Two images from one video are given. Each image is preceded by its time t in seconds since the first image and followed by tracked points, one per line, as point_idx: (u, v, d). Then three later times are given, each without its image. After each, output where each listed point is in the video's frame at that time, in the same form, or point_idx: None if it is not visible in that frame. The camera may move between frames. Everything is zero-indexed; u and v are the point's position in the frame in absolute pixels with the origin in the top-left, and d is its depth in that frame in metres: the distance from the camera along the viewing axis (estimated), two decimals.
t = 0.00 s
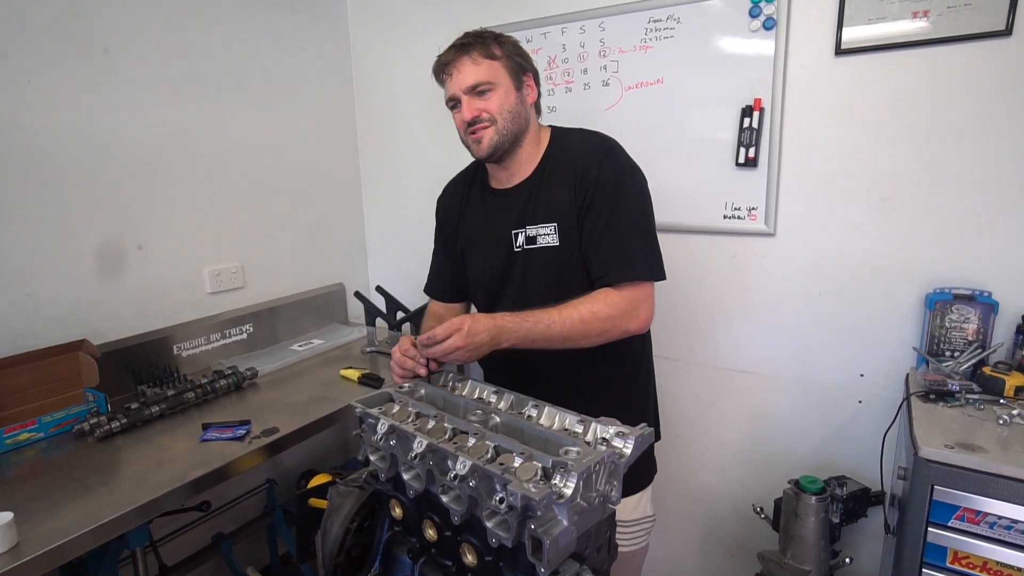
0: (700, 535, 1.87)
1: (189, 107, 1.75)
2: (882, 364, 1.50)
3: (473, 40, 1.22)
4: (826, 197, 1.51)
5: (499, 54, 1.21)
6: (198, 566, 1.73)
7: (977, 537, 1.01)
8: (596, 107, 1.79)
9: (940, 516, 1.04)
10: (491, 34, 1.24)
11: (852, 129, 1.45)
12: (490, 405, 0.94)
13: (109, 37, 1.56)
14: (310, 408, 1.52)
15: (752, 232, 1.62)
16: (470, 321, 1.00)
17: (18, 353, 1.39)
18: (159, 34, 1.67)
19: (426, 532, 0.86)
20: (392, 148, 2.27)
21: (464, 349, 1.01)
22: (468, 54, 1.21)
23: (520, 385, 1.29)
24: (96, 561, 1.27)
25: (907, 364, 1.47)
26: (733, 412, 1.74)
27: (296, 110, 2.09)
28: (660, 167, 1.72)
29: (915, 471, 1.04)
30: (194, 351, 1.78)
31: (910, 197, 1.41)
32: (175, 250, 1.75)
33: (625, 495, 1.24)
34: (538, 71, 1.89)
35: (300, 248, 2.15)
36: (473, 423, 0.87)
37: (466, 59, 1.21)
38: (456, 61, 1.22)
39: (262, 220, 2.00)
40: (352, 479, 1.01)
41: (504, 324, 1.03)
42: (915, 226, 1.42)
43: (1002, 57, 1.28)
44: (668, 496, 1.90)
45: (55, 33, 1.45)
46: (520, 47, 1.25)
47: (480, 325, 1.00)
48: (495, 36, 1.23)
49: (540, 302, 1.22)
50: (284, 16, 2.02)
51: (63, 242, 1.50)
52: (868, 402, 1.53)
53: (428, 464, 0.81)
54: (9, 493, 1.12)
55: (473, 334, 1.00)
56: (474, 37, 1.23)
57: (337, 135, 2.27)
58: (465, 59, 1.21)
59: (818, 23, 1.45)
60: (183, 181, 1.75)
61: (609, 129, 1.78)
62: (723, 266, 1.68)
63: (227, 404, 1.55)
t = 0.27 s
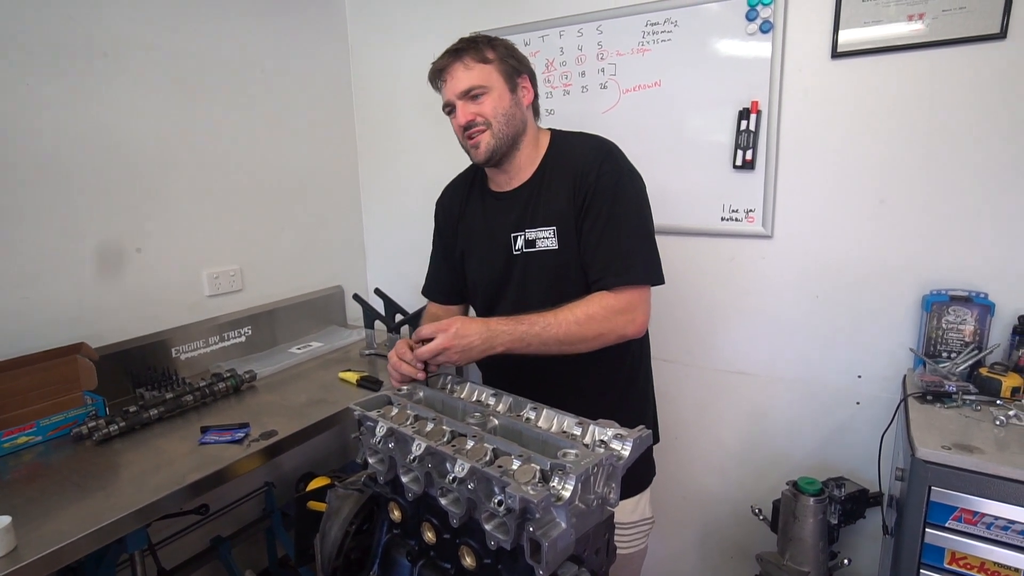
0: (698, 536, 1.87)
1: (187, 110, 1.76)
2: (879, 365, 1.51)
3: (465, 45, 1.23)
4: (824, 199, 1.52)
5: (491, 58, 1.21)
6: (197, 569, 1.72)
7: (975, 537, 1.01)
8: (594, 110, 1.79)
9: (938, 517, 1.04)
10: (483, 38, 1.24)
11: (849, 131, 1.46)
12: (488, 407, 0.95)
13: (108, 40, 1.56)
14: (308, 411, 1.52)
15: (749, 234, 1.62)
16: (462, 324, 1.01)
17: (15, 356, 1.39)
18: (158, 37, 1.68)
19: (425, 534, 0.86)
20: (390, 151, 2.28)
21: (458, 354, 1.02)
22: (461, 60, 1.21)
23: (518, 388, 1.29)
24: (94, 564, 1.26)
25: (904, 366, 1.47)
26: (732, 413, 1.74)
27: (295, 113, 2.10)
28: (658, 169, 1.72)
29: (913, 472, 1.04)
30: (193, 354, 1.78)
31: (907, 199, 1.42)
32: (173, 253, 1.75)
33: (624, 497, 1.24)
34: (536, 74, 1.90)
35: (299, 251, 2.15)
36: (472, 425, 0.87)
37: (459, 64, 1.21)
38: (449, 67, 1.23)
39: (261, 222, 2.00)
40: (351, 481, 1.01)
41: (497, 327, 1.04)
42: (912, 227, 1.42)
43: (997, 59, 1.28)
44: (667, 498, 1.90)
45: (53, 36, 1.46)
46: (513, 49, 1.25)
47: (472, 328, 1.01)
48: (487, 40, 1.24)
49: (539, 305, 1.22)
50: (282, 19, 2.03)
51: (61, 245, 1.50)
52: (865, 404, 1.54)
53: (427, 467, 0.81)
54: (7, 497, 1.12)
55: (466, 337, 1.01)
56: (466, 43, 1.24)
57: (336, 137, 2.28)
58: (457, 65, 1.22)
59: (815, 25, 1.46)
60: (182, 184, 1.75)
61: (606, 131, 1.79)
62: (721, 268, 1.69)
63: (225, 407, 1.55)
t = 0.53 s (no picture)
0: (696, 539, 1.87)
1: (187, 111, 1.76)
2: (877, 369, 1.51)
3: (467, 46, 1.23)
4: (822, 203, 1.52)
5: (493, 60, 1.21)
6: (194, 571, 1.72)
7: (972, 541, 1.01)
8: (594, 112, 1.80)
9: (935, 520, 1.04)
10: (486, 40, 1.25)
11: (848, 135, 1.46)
12: (487, 409, 0.95)
13: (108, 41, 1.56)
14: (306, 412, 1.52)
15: (747, 237, 1.63)
16: (459, 326, 1.03)
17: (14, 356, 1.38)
18: (159, 38, 1.68)
19: (423, 536, 0.86)
20: (390, 152, 2.28)
21: (455, 356, 1.03)
22: (463, 60, 1.22)
23: (517, 390, 1.29)
24: (92, 565, 1.26)
25: (902, 369, 1.48)
26: (730, 416, 1.75)
27: (295, 114, 2.10)
28: (657, 172, 1.73)
29: (911, 476, 1.05)
30: (192, 355, 1.78)
31: (905, 203, 1.42)
32: (172, 253, 1.75)
33: (622, 499, 1.24)
34: (536, 77, 1.90)
35: (298, 252, 2.15)
36: (470, 427, 0.87)
37: (461, 65, 1.22)
38: (452, 67, 1.22)
39: (260, 223, 2.00)
40: (349, 483, 1.01)
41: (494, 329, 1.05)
42: (910, 232, 1.42)
43: (995, 64, 1.29)
44: (665, 501, 1.90)
45: (54, 37, 1.46)
46: (515, 52, 1.26)
47: (469, 329, 1.03)
48: (490, 42, 1.24)
49: (538, 308, 1.22)
50: (282, 20, 2.03)
51: (60, 245, 1.50)
52: (863, 407, 1.54)
53: (426, 468, 0.81)
54: (5, 497, 1.12)
55: (462, 339, 1.02)
56: (468, 44, 1.24)
57: (335, 139, 2.28)
58: (460, 65, 1.22)
59: (814, 29, 1.47)
60: (181, 185, 1.75)
61: (606, 134, 1.79)
62: (720, 271, 1.69)
63: (223, 408, 1.55)
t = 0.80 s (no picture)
0: (696, 539, 1.87)
1: (188, 110, 1.76)
2: (877, 369, 1.51)
3: (479, 41, 1.23)
4: (823, 203, 1.52)
5: (505, 56, 1.22)
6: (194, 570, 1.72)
7: (973, 542, 1.01)
8: (595, 112, 1.80)
9: (936, 521, 1.04)
10: (495, 37, 1.25)
11: (849, 135, 1.46)
12: (487, 408, 0.94)
13: (109, 39, 1.57)
14: (306, 411, 1.52)
15: (748, 237, 1.62)
16: (464, 324, 1.02)
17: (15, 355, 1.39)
18: (159, 38, 1.68)
19: (423, 536, 0.86)
20: (390, 152, 2.28)
21: (461, 353, 1.02)
22: (475, 53, 1.21)
23: (518, 389, 1.29)
24: (92, 564, 1.27)
25: (903, 369, 1.47)
26: (730, 416, 1.74)
27: (295, 114, 2.10)
28: (658, 171, 1.72)
29: (911, 477, 1.05)
30: (192, 354, 1.79)
31: (906, 203, 1.42)
32: (172, 252, 1.75)
33: (622, 499, 1.24)
34: (536, 76, 1.90)
35: (298, 251, 2.15)
36: (470, 426, 0.87)
37: (473, 58, 1.21)
38: (462, 59, 1.21)
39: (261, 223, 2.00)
40: (349, 482, 1.01)
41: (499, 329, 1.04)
42: (911, 232, 1.42)
43: (996, 64, 1.29)
44: (665, 501, 1.90)
45: (55, 36, 1.46)
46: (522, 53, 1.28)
47: (474, 329, 1.02)
48: (500, 39, 1.25)
49: (538, 308, 1.22)
50: (283, 19, 2.03)
51: (61, 244, 1.50)
52: (864, 407, 1.54)
53: (426, 468, 0.81)
54: (5, 496, 1.12)
55: (468, 338, 1.01)
56: (479, 39, 1.24)
57: (335, 138, 2.28)
58: (471, 57, 1.21)
59: (815, 29, 1.46)
60: (182, 184, 1.75)
61: (606, 134, 1.79)
62: (720, 271, 1.69)
63: (223, 407, 1.55)
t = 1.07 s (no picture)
0: (696, 534, 1.87)
1: (186, 106, 1.75)
2: (878, 365, 1.51)
3: (484, 35, 1.22)
4: (824, 198, 1.52)
5: (510, 52, 1.22)
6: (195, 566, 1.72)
7: (973, 537, 1.01)
8: (594, 108, 1.79)
9: (936, 516, 1.04)
10: (500, 33, 1.25)
11: (850, 130, 1.45)
12: (487, 405, 0.94)
13: (106, 35, 1.56)
14: (306, 408, 1.51)
15: (748, 233, 1.62)
16: (467, 316, 1.01)
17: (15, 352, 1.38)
18: (157, 33, 1.67)
19: (424, 532, 0.86)
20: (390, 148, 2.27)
21: (463, 346, 1.01)
22: (479, 47, 1.20)
23: (518, 386, 1.29)
24: (93, 560, 1.27)
25: (903, 365, 1.47)
26: (731, 412, 1.74)
27: (294, 110, 2.09)
28: (657, 167, 1.72)
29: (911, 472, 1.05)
30: (192, 351, 1.78)
31: (907, 198, 1.42)
32: (171, 249, 1.74)
33: (623, 494, 1.24)
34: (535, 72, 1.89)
35: (298, 248, 2.15)
36: (470, 423, 0.87)
37: (477, 52, 1.20)
38: (466, 52, 1.21)
39: (260, 220, 2.00)
40: (349, 479, 1.01)
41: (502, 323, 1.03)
42: (912, 227, 1.42)
43: (998, 58, 1.28)
44: (665, 496, 1.91)
45: (52, 32, 1.45)
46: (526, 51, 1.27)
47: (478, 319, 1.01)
48: (504, 35, 1.24)
49: (539, 305, 1.22)
50: (281, 15, 2.02)
51: (59, 241, 1.49)
52: (864, 403, 1.54)
53: (426, 464, 0.81)
54: (6, 493, 1.12)
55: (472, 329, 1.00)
56: (484, 33, 1.23)
57: (334, 134, 2.27)
58: (476, 51, 1.20)
59: (816, 23, 1.46)
60: (181, 181, 1.75)
61: (606, 130, 1.78)
62: (721, 267, 1.69)
63: (223, 404, 1.55)
